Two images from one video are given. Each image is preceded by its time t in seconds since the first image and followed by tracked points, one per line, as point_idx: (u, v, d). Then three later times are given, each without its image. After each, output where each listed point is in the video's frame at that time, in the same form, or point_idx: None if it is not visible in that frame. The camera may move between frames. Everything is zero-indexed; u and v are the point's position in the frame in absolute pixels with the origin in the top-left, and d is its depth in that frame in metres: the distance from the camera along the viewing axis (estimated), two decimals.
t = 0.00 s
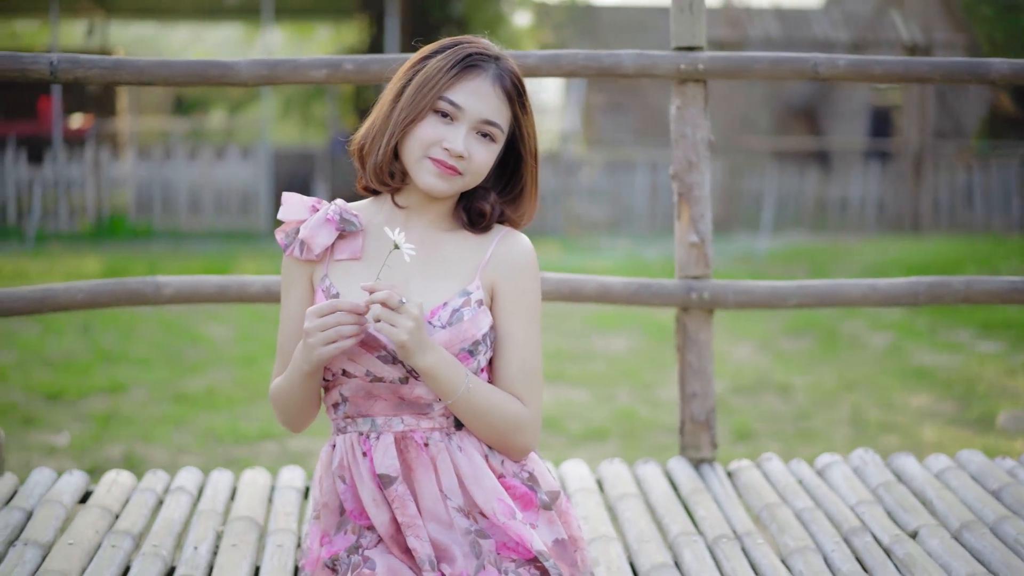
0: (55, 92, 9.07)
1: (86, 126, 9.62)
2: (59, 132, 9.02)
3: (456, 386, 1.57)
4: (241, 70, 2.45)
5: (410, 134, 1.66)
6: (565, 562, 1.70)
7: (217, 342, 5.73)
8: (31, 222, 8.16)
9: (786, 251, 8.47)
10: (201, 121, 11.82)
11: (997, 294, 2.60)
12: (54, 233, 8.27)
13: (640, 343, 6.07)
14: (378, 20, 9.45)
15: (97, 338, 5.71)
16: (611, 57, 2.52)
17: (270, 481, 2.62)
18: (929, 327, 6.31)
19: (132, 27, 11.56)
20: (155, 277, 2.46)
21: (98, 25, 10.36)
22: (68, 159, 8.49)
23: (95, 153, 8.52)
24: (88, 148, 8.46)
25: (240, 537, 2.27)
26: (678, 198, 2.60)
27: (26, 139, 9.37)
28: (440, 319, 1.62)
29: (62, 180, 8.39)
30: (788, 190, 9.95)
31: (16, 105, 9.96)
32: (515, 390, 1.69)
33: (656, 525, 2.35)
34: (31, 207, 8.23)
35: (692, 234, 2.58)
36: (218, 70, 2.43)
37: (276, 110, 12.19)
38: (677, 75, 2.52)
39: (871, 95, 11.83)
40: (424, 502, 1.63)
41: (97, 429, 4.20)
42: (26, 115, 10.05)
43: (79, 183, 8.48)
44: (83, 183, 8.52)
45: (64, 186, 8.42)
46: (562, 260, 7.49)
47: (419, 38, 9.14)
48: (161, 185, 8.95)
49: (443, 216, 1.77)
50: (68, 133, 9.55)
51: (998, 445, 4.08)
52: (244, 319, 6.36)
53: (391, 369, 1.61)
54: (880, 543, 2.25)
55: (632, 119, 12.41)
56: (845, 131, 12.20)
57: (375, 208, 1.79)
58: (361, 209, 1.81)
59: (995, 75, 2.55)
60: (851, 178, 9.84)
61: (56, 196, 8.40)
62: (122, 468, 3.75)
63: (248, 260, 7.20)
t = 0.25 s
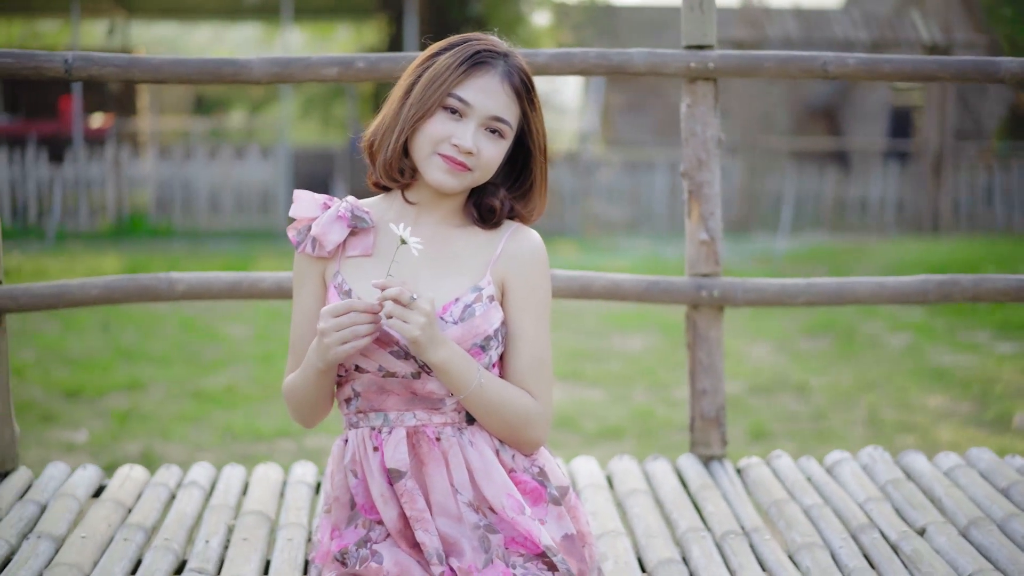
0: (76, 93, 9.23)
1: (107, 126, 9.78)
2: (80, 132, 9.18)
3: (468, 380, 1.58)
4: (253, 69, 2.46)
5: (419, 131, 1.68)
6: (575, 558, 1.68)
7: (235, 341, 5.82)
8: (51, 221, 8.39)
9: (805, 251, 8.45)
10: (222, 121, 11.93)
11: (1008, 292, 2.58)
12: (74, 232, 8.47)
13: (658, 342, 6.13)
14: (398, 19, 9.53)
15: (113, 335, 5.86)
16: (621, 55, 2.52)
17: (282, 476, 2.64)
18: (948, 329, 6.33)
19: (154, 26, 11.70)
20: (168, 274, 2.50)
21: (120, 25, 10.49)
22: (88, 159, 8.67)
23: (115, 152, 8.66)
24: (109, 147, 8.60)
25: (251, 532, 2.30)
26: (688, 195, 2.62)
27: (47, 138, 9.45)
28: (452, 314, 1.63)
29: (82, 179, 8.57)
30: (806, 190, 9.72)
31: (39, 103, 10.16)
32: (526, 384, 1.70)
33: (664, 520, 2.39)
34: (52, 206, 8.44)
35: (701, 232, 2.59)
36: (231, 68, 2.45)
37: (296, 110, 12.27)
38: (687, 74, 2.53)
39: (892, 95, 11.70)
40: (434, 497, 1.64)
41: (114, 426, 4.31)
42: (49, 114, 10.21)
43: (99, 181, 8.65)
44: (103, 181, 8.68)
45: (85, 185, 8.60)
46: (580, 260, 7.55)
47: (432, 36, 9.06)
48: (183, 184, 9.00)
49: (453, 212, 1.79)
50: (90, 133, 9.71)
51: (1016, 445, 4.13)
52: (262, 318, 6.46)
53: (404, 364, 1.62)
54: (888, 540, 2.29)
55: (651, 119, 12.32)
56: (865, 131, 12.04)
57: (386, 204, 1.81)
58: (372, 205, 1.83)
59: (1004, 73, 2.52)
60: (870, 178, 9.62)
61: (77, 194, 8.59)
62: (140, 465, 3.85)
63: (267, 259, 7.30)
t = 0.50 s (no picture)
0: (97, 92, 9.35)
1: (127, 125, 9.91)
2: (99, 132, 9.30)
3: (479, 374, 1.63)
4: (265, 66, 2.51)
5: (430, 126, 1.72)
6: (582, 552, 1.71)
7: (252, 338, 5.91)
8: (71, 218, 8.51)
9: (826, 249, 8.40)
10: (241, 118, 12.03)
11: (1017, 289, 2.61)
12: (93, 230, 8.59)
13: (674, 341, 6.19)
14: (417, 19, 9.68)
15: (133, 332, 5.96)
16: (633, 52, 2.56)
17: (294, 470, 2.67)
18: (965, 327, 6.35)
19: (175, 24, 11.82)
20: (183, 269, 2.55)
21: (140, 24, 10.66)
22: (108, 157, 8.82)
23: (135, 151, 8.79)
24: (128, 146, 8.75)
25: (262, 524, 2.34)
26: (698, 192, 2.65)
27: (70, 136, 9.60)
28: (463, 309, 1.68)
29: (103, 177, 8.71)
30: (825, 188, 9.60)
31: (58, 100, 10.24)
32: (536, 377, 1.74)
33: (674, 516, 2.44)
34: (72, 204, 8.58)
35: (711, 229, 2.62)
36: (244, 66, 2.49)
37: (315, 109, 12.36)
38: (698, 70, 2.55)
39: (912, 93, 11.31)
40: (443, 491, 1.68)
41: (133, 423, 4.40)
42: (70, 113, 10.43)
43: (119, 179, 8.78)
44: (123, 180, 8.81)
45: (105, 184, 8.73)
46: (598, 258, 7.62)
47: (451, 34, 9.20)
48: (202, 183, 9.12)
49: (463, 207, 1.83)
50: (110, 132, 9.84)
51: None
52: (280, 315, 6.56)
53: (414, 358, 1.67)
54: (896, 536, 2.33)
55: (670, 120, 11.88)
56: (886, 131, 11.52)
57: (396, 200, 1.86)
58: (383, 201, 1.88)
59: (1014, 70, 2.55)
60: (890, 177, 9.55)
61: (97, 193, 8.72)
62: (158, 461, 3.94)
63: (285, 257, 7.38)
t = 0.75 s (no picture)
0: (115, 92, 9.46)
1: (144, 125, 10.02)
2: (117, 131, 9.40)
3: (487, 368, 1.67)
4: (275, 63, 2.55)
5: (438, 124, 1.76)
6: (587, 546, 1.75)
7: (267, 337, 5.98)
8: (89, 217, 8.59)
9: (841, 249, 8.39)
10: (258, 118, 12.08)
11: None
12: (111, 230, 8.66)
13: (688, 340, 6.22)
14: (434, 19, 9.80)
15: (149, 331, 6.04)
16: (641, 50, 2.60)
17: (302, 465, 2.71)
18: (981, 327, 6.35)
19: (192, 23, 11.90)
20: (194, 265, 2.59)
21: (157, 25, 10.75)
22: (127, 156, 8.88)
23: (152, 150, 8.86)
24: (146, 146, 8.78)
25: (270, 518, 2.38)
26: (707, 188, 2.69)
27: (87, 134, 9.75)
28: (470, 304, 1.71)
29: (121, 177, 8.79)
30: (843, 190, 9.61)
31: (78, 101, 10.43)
32: (541, 371, 1.79)
33: (681, 510, 2.48)
34: (90, 204, 8.66)
35: (719, 225, 2.67)
36: (254, 62, 2.54)
37: (332, 109, 12.43)
38: (706, 68, 2.60)
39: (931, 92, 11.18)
40: (448, 484, 1.72)
41: (147, 421, 4.47)
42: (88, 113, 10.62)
43: (137, 179, 8.85)
44: (140, 179, 8.88)
45: (122, 183, 8.81)
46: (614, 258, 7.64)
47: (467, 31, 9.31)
48: (220, 183, 9.23)
49: (471, 203, 1.86)
50: (127, 131, 9.95)
51: None
52: (295, 314, 6.62)
53: (421, 353, 1.71)
54: (901, 531, 2.37)
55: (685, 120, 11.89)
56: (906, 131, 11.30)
57: (404, 196, 1.91)
58: (390, 197, 1.92)
59: (1021, 67, 2.60)
60: (907, 177, 9.50)
61: (115, 193, 8.80)
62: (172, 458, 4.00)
63: (302, 255, 7.44)
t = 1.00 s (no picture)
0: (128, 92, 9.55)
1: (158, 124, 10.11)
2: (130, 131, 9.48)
3: (490, 364, 1.70)
4: (280, 62, 2.60)
5: (440, 121, 1.80)
6: (587, 542, 1.77)
7: (279, 335, 6.04)
8: (102, 216, 8.64)
9: (853, 249, 8.37)
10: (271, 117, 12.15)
11: None
12: (125, 228, 8.70)
13: (698, 340, 6.25)
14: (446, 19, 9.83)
15: (162, 329, 6.12)
16: (644, 49, 2.63)
17: (307, 461, 2.75)
18: (992, 327, 6.36)
19: (206, 23, 11.98)
20: (199, 262, 2.64)
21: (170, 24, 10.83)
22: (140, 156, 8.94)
23: (165, 150, 8.91)
24: (159, 146, 8.84)
25: (274, 513, 2.42)
26: (711, 187, 2.72)
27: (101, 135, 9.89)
28: (473, 300, 1.75)
29: (134, 176, 8.85)
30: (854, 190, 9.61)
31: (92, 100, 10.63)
32: (543, 367, 1.82)
33: (682, 507, 2.52)
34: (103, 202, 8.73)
35: (723, 224, 2.70)
36: (260, 60, 2.58)
37: (344, 109, 12.48)
38: (709, 65, 2.63)
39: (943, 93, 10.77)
40: (450, 479, 1.75)
41: (158, 419, 4.53)
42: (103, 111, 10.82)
43: (150, 178, 8.90)
44: (154, 178, 8.94)
45: (136, 183, 8.87)
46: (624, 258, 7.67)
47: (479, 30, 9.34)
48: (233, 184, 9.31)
49: (474, 201, 1.91)
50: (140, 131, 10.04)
51: None
52: (307, 313, 6.67)
53: (424, 349, 1.75)
54: (903, 527, 2.40)
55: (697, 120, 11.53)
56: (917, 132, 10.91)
57: (408, 193, 1.95)
58: (394, 194, 1.96)
59: None
60: (920, 176, 9.41)
61: (128, 192, 8.86)
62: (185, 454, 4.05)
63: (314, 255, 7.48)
